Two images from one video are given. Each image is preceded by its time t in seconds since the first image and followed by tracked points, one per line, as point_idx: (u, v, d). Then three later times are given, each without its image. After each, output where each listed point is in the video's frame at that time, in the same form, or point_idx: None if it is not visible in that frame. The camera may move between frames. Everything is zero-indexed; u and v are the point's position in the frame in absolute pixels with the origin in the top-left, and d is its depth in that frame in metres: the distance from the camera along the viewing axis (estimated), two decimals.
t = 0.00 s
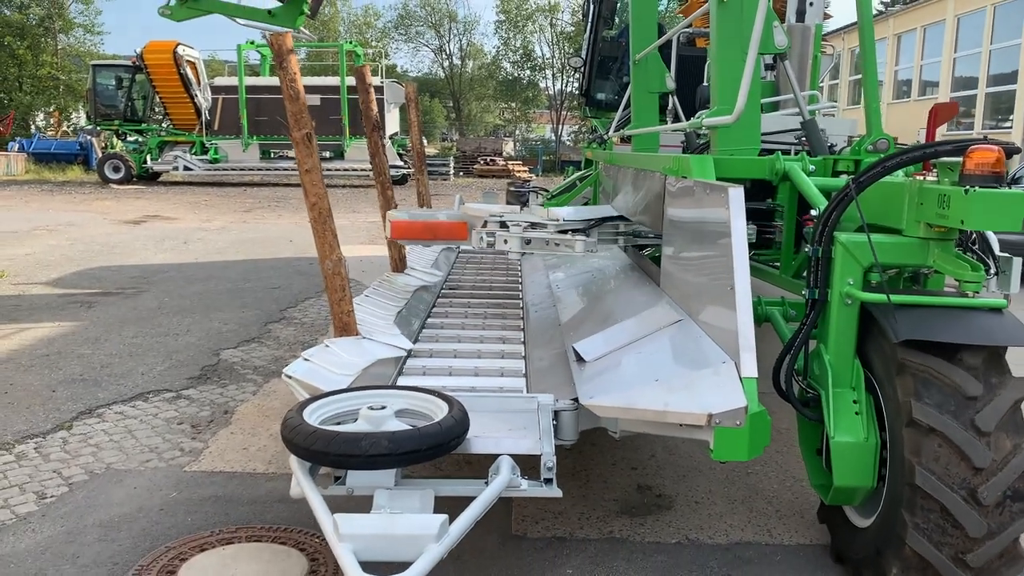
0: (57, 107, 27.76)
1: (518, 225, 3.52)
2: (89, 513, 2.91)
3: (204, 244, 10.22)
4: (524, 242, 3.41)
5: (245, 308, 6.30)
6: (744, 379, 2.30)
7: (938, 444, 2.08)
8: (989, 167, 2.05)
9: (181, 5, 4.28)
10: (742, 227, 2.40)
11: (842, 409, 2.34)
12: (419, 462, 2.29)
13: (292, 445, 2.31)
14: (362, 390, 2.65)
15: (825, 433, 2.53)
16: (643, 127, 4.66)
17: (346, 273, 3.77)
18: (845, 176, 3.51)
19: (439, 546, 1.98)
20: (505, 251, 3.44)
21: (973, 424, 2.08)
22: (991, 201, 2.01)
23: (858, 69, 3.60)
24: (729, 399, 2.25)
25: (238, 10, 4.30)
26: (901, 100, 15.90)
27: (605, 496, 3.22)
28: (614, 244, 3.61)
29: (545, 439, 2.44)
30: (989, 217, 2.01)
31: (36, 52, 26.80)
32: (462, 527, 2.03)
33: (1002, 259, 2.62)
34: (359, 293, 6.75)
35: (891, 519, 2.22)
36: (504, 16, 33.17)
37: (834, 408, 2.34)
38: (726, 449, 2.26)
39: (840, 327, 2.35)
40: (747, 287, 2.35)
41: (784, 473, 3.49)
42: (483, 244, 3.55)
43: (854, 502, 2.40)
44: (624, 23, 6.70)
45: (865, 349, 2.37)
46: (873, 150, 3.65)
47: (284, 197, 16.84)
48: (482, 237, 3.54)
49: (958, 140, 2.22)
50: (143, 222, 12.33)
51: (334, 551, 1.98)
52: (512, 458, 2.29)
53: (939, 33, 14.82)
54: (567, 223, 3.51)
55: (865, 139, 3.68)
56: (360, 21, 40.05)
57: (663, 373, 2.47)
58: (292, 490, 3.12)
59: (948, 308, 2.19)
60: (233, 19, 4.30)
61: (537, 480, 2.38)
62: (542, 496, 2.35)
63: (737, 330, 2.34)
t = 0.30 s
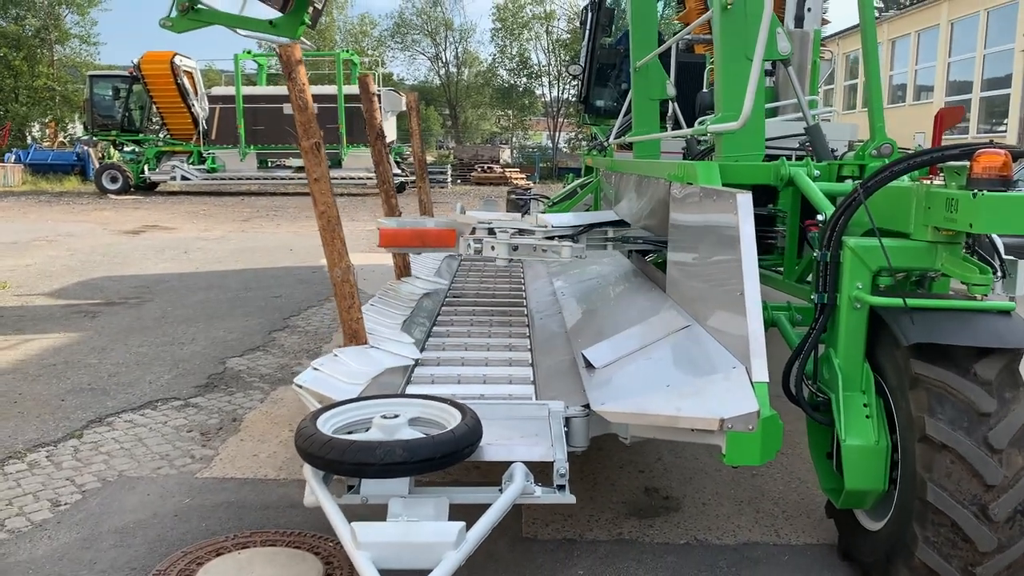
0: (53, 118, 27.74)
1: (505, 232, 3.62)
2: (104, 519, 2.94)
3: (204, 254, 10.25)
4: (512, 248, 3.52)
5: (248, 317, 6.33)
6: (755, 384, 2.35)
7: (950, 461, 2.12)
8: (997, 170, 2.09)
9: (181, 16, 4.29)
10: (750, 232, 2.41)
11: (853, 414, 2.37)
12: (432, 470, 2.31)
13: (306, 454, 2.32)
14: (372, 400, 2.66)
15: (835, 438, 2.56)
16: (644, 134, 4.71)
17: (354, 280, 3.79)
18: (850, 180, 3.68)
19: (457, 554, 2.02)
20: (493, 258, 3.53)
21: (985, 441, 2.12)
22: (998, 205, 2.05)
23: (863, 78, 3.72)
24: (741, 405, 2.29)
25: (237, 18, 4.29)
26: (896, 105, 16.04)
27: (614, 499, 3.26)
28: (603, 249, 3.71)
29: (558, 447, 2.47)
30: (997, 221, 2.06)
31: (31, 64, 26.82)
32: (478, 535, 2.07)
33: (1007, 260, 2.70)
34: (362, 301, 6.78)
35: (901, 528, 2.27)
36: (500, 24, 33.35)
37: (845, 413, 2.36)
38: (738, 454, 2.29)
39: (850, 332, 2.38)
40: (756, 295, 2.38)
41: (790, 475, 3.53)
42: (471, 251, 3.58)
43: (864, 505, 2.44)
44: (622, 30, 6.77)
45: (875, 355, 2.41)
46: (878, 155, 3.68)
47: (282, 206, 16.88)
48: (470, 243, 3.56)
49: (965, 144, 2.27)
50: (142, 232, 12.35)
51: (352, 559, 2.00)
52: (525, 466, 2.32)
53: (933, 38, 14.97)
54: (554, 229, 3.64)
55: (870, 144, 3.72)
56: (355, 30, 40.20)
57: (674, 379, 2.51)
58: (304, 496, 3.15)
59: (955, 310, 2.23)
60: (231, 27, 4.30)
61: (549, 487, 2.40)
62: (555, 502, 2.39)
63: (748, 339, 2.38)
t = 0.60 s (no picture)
0: (41, 118, 27.56)
1: (487, 228, 3.65)
2: (111, 513, 2.98)
3: (198, 253, 10.25)
4: (493, 245, 3.57)
5: (245, 315, 6.35)
6: (757, 377, 2.36)
7: (951, 466, 2.15)
8: (994, 164, 2.12)
9: (175, 15, 4.32)
10: (751, 229, 2.43)
11: (853, 406, 2.41)
12: (439, 465, 2.29)
13: (313, 449, 2.30)
14: (375, 395, 2.64)
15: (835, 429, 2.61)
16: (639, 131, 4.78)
17: (355, 276, 3.87)
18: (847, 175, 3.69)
19: (467, 546, 1.97)
20: (475, 255, 3.60)
21: (985, 446, 2.14)
22: (995, 199, 2.09)
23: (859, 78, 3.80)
24: (744, 398, 2.31)
25: (231, 18, 4.34)
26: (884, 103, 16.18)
27: (614, 489, 3.32)
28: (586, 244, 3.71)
29: (561, 440, 2.47)
30: (996, 213, 2.10)
31: (19, 63, 26.67)
32: (488, 527, 2.02)
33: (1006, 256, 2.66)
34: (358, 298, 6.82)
35: (899, 525, 2.32)
36: (490, 23, 33.41)
37: (846, 405, 2.41)
38: (740, 446, 2.32)
39: (850, 326, 2.42)
40: (757, 291, 2.39)
41: (785, 465, 3.60)
42: (453, 247, 3.65)
43: (864, 497, 2.51)
44: (614, 28, 6.85)
45: (875, 348, 2.45)
46: (873, 150, 3.77)
47: (274, 205, 16.86)
48: (452, 240, 3.63)
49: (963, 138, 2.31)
50: (134, 232, 12.32)
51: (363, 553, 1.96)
52: (531, 459, 2.30)
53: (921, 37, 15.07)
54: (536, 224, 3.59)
55: (865, 140, 3.79)
56: (345, 29, 40.17)
57: (675, 373, 2.55)
58: (308, 488, 3.19)
59: (956, 303, 2.27)
60: (225, 27, 4.34)
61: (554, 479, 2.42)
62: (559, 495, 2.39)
63: (750, 333, 2.39)
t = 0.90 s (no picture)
0: (30, 108, 27.32)
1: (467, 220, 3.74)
2: (111, 497, 3.01)
3: (190, 243, 10.23)
4: (473, 235, 3.64)
5: (239, 305, 6.37)
6: (754, 368, 2.39)
7: (945, 470, 2.17)
8: (991, 157, 2.13)
9: (168, 4, 4.34)
10: (749, 219, 2.46)
11: (849, 396, 2.42)
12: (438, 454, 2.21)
13: (311, 438, 2.23)
14: (372, 386, 2.56)
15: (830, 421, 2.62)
16: (634, 123, 4.81)
17: (353, 265, 3.89)
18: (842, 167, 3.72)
19: (467, 535, 1.89)
20: (454, 244, 3.68)
21: (980, 452, 2.16)
22: (993, 190, 2.10)
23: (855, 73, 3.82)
24: (741, 389, 2.30)
25: (224, 7, 4.31)
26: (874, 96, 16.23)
27: (608, 475, 3.37)
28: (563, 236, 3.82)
29: (560, 429, 2.42)
30: (993, 205, 2.11)
31: (7, 52, 26.41)
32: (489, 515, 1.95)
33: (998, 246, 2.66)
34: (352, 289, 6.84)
35: (892, 522, 2.37)
36: (482, 14, 33.31)
37: (841, 395, 2.42)
38: (739, 434, 2.32)
39: (847, 315, 2.44)
40: (754, 280, 2.41)
41: (776, 452, 3.66)
42: (432, 237, 3.74)
43: (859, 486, 2.51)
44: (609, 20, 6.84)
45: (870, 339, 2.46)
46: (869, 142, 3.79)
47: (265, 196, 16.82)
48: (431, 230, 3.72)
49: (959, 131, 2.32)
50: (125, 222, 12.28)
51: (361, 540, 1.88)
52: (529, 448, 2.28)
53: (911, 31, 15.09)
54: (517, 216, 3.72)
55: (861, 132, 3.83)
56: (337, 20, 39.99)
57: (672, 363, 2.54)
58: (306, 474, 3.23)
59: (953, 295, 2.27)
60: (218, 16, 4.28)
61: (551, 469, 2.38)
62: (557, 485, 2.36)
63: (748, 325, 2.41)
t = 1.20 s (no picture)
0: (27, 96, 27.24)
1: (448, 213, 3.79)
2: (107, 486, 3.04)
3: (187, 234, 10.24)
4: (451, 229, 3.60)
5: (235, 296, 6.39)
6: (750, 368, 2.36)
7: (937, 488, 2.16)
8: (989, 159, 2.14)
9: None
10: (745, 217, 2.47)
11: (843, 397, 2.43)
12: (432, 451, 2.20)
13: (303, 434, 2.21)
14: (367, 380, 2.54)
15: (825, 422, 2.62)
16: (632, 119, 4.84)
17: (350, 258, 3.91)
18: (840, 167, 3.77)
19: (458, 533, 1.89)
20: (433, 237, 3.65)
21: (974, 471, 2.13)
22: (991, 192, 2.10)
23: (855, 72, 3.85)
24: (736, 388, 2.30)
25: None
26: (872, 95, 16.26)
27: (599, 469, 3.41)
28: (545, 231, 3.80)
29: (553, 428, 2.42)
30: (991, 208, 2.10)
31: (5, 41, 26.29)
32: (480, 514, 1.95)
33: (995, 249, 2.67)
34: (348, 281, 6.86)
35: (882, 530, 2.37)
36: (482, 8, 33.28)
37: (836, 396, 2.43)
38: (734, 433, 2.31)
39: (842, 316, 2.45)
40: (749, 273, 2.42)
41: (766, 449, 3.69)
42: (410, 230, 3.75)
43: (852, 488, 2.50)
44: (608, 15, 6.83)
45: (865, 339, 2.46)
46: (868, 142, 3.80)
47: (263, 188, 16.81)
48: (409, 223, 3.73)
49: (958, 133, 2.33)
50: (122, 213, 12.27)
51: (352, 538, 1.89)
52: (522, 446, 2.25)
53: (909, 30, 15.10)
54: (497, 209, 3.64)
55: (859, 131, 3.83)
56: (336, 12, 39.89)
57: (667, 361, 2.55)
58: (300, 465, 3.26)
59: (949, 296, 2.28)
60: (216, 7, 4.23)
61: (545, 467, 2.36)
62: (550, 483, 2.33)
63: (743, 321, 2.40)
